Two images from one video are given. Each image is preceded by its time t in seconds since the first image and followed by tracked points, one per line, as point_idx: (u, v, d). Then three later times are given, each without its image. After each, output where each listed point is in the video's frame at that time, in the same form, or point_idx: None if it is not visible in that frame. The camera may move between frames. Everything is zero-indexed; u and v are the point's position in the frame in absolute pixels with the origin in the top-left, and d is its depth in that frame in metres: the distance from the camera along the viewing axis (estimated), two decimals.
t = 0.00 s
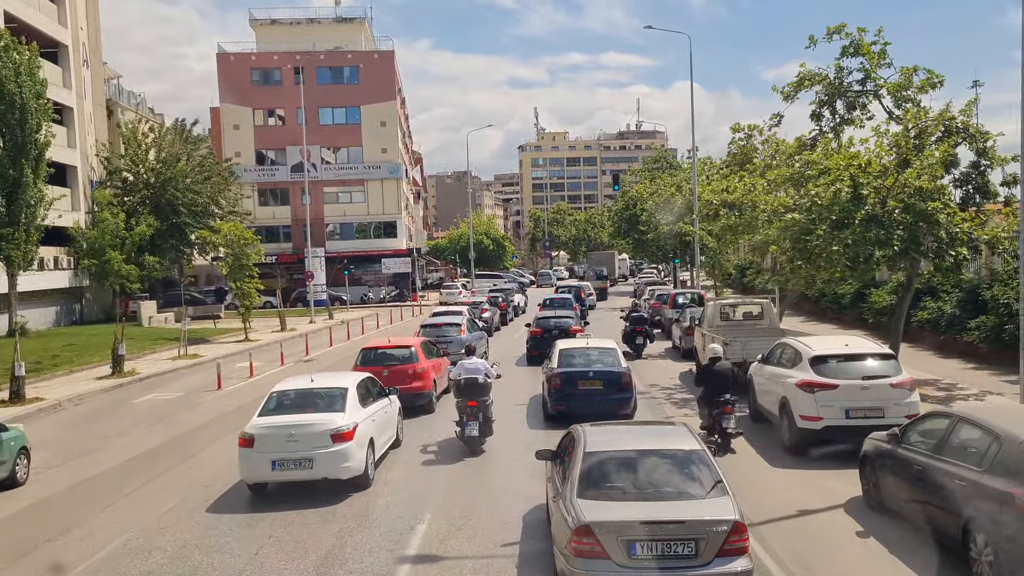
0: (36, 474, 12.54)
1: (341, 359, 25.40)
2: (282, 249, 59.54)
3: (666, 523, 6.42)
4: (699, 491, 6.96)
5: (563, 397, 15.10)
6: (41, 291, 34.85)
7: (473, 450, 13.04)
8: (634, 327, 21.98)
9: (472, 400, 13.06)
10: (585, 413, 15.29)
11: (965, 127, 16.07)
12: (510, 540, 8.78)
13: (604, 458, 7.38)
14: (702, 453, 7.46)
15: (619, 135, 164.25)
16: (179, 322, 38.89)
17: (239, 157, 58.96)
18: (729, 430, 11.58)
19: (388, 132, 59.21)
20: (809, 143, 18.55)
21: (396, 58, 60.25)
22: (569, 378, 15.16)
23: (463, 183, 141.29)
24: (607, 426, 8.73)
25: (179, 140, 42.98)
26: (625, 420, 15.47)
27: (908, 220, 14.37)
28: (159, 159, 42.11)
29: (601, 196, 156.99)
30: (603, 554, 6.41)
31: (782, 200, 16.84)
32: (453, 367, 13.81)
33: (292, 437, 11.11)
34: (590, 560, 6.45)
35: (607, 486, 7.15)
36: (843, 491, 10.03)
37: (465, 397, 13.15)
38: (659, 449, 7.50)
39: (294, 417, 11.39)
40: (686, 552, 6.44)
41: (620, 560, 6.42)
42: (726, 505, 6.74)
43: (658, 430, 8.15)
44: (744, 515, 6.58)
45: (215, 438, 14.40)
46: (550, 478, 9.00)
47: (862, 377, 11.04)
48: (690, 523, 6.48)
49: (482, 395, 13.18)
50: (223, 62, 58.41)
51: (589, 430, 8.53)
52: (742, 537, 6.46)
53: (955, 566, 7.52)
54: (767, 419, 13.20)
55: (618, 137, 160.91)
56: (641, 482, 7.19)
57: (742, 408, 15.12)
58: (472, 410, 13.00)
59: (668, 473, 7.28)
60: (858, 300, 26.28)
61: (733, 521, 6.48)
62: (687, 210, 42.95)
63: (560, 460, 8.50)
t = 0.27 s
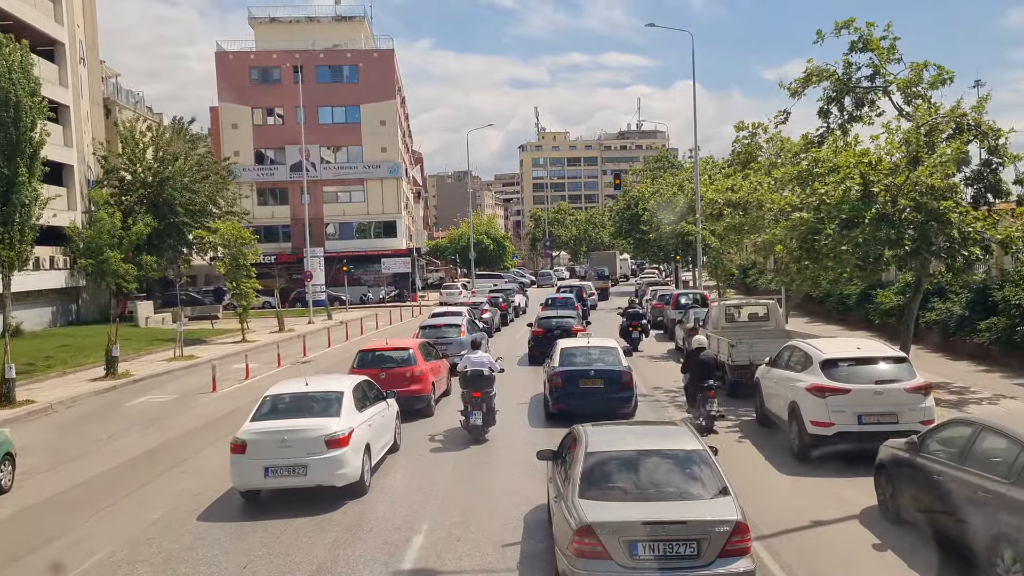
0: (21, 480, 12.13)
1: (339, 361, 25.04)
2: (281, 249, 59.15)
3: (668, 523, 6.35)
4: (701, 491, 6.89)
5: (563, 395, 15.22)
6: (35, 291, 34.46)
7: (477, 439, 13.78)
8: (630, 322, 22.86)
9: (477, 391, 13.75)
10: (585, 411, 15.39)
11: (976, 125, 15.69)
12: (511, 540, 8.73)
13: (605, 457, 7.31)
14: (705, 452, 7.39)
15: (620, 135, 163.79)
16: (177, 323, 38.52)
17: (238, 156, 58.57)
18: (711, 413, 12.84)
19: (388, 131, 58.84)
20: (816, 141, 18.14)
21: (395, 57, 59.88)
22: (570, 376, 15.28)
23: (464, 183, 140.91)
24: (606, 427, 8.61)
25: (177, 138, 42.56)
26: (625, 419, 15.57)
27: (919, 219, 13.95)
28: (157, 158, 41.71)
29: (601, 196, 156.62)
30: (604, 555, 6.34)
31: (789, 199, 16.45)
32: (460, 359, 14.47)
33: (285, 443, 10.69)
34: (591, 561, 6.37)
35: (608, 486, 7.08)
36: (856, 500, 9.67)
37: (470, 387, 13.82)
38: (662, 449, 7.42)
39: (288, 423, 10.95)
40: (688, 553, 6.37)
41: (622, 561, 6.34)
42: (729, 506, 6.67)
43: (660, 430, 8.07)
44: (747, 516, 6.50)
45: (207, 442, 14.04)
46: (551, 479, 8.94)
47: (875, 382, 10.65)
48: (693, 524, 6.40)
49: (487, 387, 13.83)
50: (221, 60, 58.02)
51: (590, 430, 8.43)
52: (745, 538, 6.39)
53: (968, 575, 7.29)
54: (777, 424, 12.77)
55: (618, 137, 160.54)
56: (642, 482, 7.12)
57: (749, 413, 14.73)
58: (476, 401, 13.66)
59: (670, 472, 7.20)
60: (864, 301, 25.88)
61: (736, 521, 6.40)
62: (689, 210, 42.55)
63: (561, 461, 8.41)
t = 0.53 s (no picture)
0: (8, 487, 11.80)
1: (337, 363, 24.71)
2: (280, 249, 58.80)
3: (670, 524, 6.37)
4: (703, 491, 6.90)
5: (565, 394, 15.16)
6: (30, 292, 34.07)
7: (481, 428, 14.48)
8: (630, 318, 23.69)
9: (481, 382, 14.39)
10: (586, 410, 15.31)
11: (988, 122, 15.33)
12: (515, 540, 8.76)
13: (607, 458, 7.33)
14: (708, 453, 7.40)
15: (620, 135, 163.31)
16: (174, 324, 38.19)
17: (237, 156, 58.21)
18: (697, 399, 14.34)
19: (387, 130, 58.51)
20: (823, 139, 17.78)
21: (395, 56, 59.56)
22: (572, 375, 15.21)
23: (464, 183, 140.49)
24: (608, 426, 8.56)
25: (175, 137, 42.21)
26: (625, 419, 15.54)
27: (931, 219, 13.58)
28: (154, 157, 41.32)
29: (602, 196, 156.23)
30: (607, 556, 6.37)
31: (796, 197, 16.07)
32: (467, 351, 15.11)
33: (277, 450, 10.21)
34: (594, 562, 6.40)
35: (610, 486, 7.10)
36: (869, 507, 9.40)
37: (476, 379, 14.45)
38: (664, 449, 7.43)
39: (282, 429, 10.47)
40: (690, 554, 6.40)
41: (624, 561, 6.37)
42: (730, 506, 6.71)
43: (662, 430, 8.05)
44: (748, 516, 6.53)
45: (201, 447, 13.73)
46: (553, 480, 8.96)
47: (889, 387, 10.28)
48: (695, 525, 6.43)
49: (492, 379, 14.45)
50: (220, 59, 57.67)
51: (592, 430, 8.40)
52: (747, 539, 6.41)
53: None
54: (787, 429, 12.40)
55: (619, 137, 160.17)
56: (644, 483, 7.14)
57: (756, 417, 14.36)
58: (480, 393, 14.32)
59: (672, 472, 7.22)
60: (869, 302, 25.53)
61: (738, 523, 6.42)
62: (691, 209, 42.17)
63: (563, 461, 8.40)
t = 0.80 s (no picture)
0: None
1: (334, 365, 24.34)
2: (279, 249, 58.43)
3: (672, 525, 6.32)
4: (706, 493, 6.84)
5: (567, 393, 15.19)
6: (25, 293, 33.68)
7: (488, 419, 15.24)
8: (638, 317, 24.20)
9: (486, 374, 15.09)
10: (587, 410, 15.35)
11: (1003, 119, 14.93)
12: (516, 540, 8.77)
13: (608, 459, 7.28)
14: (710, 454, 7.34)
15: (621, 135, 162.84)
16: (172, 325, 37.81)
17: (235, 156, 57.86)
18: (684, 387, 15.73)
19: (387, 130, 58.15)
20: (831, 137, 17.40)
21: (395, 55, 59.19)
22: (574, 375, 15.23)
23: (464, 183, 140.05)
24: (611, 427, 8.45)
25: (172, 136, 41.82)
26: (626, 419, 15.58)
27: (944, 219, 13.19)
28: (152, 156, 40.93)
29: (602, 197, 155.79)
30: (610, 557, 6.33)
31: (804, 197, 15.67)
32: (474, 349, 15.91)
33: (270, 457, 9.74)
34: (597, 563, 6.37)
35: (612, 488, 7.05)
36: (883, 515, 9.10)
37: (482, 372, 15.19)
38: (666, 451, 7.37)
39: (276, 435, 9.99)
40: (693, 555, 6.33)
41: (626, 563, 6.32)
42: (734, 508, 6.65)
43: (666, 432, 7.98)
44: (753, 519, 6.46)
45: (195, 452, 13.41)
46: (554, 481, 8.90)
47: (906, 394, 9.87)
48: (697, 526, 6.37)
49: (497, 372, 15.21)
50: (219, 58, 57.31)
51: (595, 431, 8.34)
52: (750, 541, 6.36)
53: None
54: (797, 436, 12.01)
55: (619, 137, 159.75)
56: (646, 484, 7.09)
57: (765, 422, 13.96)
58: (487, 385, 15.06)
59: (673, 474, 7.16)
60: (875, 304, 25.13)
61: (742, 524, 6.37)
62: (693, 210, 41.74)
63: (566, 462, 8.35)
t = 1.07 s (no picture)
0: None
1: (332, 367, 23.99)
2: (278, 249, 58.08)
3: (674, 526, 6.21)
4: (709, 494, 6.72)
5: (569, 393, 15.19)
6: (20, 293, 33.33)
7: (494, 410, 16.03)
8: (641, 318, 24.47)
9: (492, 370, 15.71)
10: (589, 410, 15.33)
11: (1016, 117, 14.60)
12: (516, 541, 8.77)
13: (610, 459, 7.16)
14: (712, 453, 7.22)
15: (621, 135, 162.46)
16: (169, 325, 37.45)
17: (234, 155, 57.52)
18: (675, 375, 17.08)
19: (387, 129, 57.82)
20: (838, 134, 17.08)
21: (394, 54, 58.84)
22: (574, 375, 15.21)
23: (464, 183, 139.66)
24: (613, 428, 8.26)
25: (169, 135, 41.47)
26: (627, 417, 15.56)
27: (957, 218, 12.86)
28: (149, 155, 40.55)
29: (603, 197, 155.39)
30: (612, 558, 6.23)
31: (811, 195, 15.33)
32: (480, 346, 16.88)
33: (263, 465, 9.36)
34: (599, 564, 6.26)
35: (613, 488, 6.93)
36: (897, 524, 8.81)
37: (488, 365, 16.02)
38: (668, 451, 7.24)
39: (270, 442, 9.61)
40: (696, 557, 6.23)
41: (629, 565, 6.21)
42: (737, 509, 6.54)
43: (670, 433, 7.82)
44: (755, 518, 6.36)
45: (189, 456, 13.11)
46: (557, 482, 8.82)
47: (922, 400, 9.51)
48: (700, 527, 6.26)
49: (502, 365, 16.05)
50: (218, 57, 56.97)
51: (595, 431, 8.19)
52: (753, 541, 6.26)
53: None
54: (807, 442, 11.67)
55: (620, 137, 159.43)
56: (648, 484, 6.97)
57: (772, 426, 13.59)
58: (493, 377, 15.86)
59: (675, 474, 7.05)
60: (881, 305, 24.78)
61: (745, 524, 6.26)
62: (695, 210, 41.40)
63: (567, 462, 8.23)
